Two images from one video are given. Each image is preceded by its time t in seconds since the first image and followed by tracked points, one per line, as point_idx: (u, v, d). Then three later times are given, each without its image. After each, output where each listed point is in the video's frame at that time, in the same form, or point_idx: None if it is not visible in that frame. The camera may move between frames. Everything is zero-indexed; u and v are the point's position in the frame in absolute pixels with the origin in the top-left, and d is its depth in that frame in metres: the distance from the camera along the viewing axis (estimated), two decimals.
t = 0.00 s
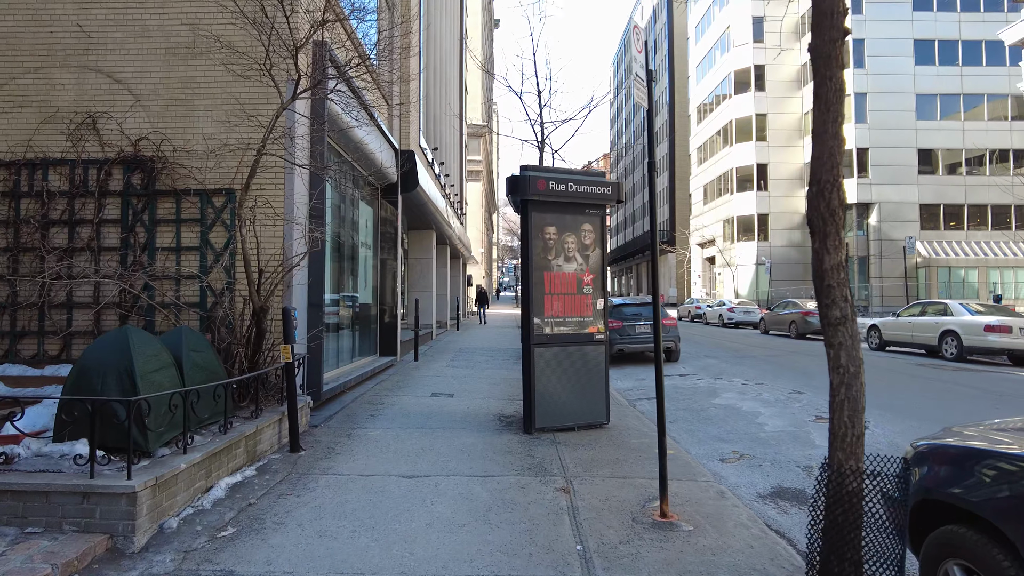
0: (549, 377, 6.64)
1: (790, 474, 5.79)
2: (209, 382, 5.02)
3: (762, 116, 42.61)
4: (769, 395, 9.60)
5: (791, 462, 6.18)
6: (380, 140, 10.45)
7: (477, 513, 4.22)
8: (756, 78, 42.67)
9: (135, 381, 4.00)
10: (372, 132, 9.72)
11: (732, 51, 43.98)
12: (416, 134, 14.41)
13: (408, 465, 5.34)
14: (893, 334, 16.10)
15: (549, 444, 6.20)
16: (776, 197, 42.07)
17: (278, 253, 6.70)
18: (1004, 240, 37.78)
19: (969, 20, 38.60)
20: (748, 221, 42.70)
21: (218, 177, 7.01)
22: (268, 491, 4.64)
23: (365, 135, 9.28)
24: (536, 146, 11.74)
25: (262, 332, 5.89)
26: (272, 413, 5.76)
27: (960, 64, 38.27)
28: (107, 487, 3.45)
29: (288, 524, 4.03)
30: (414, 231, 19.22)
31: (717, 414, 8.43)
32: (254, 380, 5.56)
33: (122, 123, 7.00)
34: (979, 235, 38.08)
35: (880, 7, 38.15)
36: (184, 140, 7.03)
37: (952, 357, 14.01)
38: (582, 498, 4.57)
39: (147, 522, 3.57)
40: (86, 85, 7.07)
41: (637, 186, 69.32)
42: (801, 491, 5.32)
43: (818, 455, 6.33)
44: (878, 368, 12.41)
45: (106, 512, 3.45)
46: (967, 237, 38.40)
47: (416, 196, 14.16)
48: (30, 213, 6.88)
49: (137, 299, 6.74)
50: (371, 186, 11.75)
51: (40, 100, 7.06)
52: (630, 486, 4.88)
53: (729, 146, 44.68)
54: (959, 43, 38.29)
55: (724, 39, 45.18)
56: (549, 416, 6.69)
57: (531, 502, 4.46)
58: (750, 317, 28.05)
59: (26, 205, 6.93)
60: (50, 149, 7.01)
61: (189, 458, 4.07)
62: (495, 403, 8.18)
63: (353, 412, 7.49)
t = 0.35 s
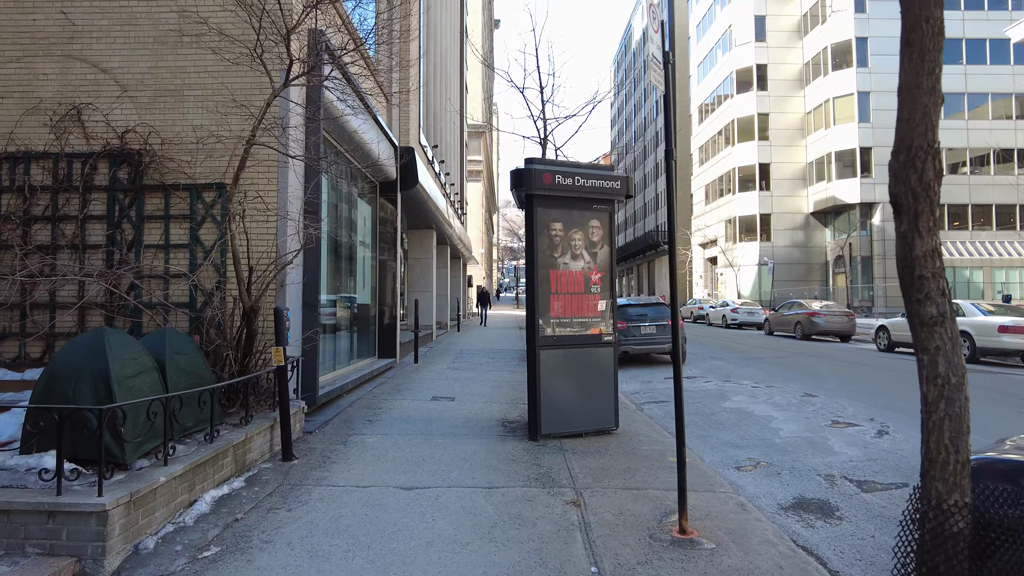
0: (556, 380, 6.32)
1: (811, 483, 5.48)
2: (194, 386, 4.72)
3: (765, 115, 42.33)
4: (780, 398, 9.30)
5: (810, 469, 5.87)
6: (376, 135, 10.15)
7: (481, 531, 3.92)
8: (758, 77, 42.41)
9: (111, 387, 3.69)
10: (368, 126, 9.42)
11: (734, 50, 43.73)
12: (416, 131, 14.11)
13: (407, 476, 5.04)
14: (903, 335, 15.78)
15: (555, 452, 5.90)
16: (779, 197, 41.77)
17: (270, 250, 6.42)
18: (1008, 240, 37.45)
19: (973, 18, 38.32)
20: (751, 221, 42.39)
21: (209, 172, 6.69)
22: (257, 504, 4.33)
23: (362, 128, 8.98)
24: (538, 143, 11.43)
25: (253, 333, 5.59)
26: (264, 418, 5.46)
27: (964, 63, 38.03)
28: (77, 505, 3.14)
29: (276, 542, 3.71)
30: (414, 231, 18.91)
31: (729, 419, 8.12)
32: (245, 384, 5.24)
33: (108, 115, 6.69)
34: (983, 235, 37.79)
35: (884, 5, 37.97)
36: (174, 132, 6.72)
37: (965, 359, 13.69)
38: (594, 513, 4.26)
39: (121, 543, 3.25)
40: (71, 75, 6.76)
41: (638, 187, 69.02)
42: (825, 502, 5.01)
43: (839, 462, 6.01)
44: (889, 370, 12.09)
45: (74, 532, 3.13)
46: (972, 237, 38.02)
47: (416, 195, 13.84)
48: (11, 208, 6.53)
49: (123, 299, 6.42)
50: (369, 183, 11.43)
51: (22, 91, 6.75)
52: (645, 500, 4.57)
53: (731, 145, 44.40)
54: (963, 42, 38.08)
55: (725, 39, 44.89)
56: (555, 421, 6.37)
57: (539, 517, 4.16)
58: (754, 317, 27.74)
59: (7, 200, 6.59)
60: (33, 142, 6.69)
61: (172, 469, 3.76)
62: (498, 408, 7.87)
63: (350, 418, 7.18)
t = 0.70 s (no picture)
0: (563, 388, 6.01)
1: (834, 496, 5.16)
2: (177, 396, 4.39)
3: (767, 115, 42.05)
4: (792, 403, 8.99)
5: (831, 481, 5.56)
6: (373, 130, 9.86)
7: (486, 554, 3.59)
8: (760, 77, 42.17)
9: (81, 398, 3.38)
10: (364, 121, 9.12)
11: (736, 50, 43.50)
12: (415, 129, 13.82)
13: (405, 490, 4.72)
14: (912, 337, 15.46)
15: (562, 463, 5.59)
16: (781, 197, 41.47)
17: (262, 250, 6.14)
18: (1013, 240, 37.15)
19: (977, 17, 38.05)
20: (753, 222, 42.09)
21: (198, 168, 6.39)
22: (243, 523, 4.02)
23: (357, 123, 8.71)
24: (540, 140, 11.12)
25: (242, 338, 5.28)
26: (255, 428, 5.17)
27: (968, 62, 37.82)
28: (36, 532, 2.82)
29: (262, 567, 3.40)
30: (413, 231, 18.61)
31: (740, 426, 7.80)
32: (233, 393, 4.94)
33: (91, 109, 6.38)
34: (988, 236, 37.44)
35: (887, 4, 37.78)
36: (161, 126, 6.42)
37: (977, 361, 13.37)
38: (607, 534, 3.95)
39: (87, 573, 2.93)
40: (53, 67, 6.45)
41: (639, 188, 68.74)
42: (851, 518, 4.66)
43: (861, 472, 5.68)
44: (901, 372, 11.78)
45: (34, 561, 2.82)
46: (976, 238, 37.67)
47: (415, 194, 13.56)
48: None
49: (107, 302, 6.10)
50: (367, 180, 11.13)
51: (2, 84, 6.44)
52: (660, 519, 4.25)
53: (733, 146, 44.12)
54: (967, 41, 37.87)
55: (727, 38, 44.67)
56: (562, 431, 6.06)
57: (549, 538, 3.84)
58: (758, 318, 27.42)
59: None
60: (13, 137, 6.37)
61: (148, 488, 3.45)
62: (501, 414, 7.55)
63: (345, 426, 6.86)
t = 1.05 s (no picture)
0: (571, 394, 5.68)
1: (863, 508, 4.83)
2: (158, 405, 4.07)
3: (770, 113, 41.73)
4: (807, 408, 8.67)
5: (856, 492, 5.24)
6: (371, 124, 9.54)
7: None
8: (763, 75, 41.86)
9: (51, 407, 3.08)
10: (362, 114, 8.80)
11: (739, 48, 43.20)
12: (415, 124, 13.50)
13: (405, 506, 4.40)
14: (923, 339, 15.14)
15: (571, 474, 5.27)
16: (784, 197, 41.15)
17: (254, 247, 5.82)
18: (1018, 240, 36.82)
19: (981, 15, 37.79)
20: (756, 221, 41.76)
21: (188, 162, 6.08)
22: (229, 542, 3.69)
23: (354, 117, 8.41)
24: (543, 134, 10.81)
25: (231, 342, 4.96)
26: (245, 437, 4.86)
27: (972, 61, 37.54)
28: None
29: None
30: (413, 230, 18.29)
31: (754, 432, 7.46)
32: (222, 400, 4.62)
33: (74, 99, 6.06)
34: (993, 236, 37.12)
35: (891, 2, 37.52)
36: (148, 118, 6.10)
37: (991, 363, 13.05)
38: (623, 556, 3.62)
39: None
40: (35, 55, 6.12)
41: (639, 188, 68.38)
42: (883, 534, 4.32)
43: (888, 483, 5.35)
44: (914, 375, 11.45)
45: None
46: (981, 238, 37.32)
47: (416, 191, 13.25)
48: None
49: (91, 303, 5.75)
50: (365, 177, 10.80)
51: None
52: (680, 538, 3.92)
53: (735, 145, 43.81)
54: (971, 39, 37.60)
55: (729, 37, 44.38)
56: (570, 439, 5.73)
57: (561, 562, 3.51)
58: (762, 319, 27.11)
59: None
60: None
61: (120, 509, 3.13)
62: (504, 420, 7.22)
63: (341, 433, 6.53)
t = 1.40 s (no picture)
0: (576, 398, 5.38)
1: (888, 520, 4.54)
2: (135, 412, 3.78)
3: (771, 113, 41.47)
4: (818, 411, 8.38)
5: (879, 502, 4.94)
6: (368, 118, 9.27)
7: None
8: (764, 74, 41.58)
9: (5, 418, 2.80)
10: (359, 107, 8.54)
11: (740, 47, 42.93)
12: (413, 121, 13.22)
13: (401, 520, 4.09)
14: (932, 339, 14.84)
15: (577, 484, 4.98)
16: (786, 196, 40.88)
17: (242, 243, 5.55)
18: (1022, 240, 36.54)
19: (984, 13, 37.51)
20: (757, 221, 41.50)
21: (174, 154, 5.79)
22: (208, 562, 3.39)
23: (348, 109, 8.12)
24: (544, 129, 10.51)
25: (216, 344, 4.68)
26: (232, 444, 4.57)
27: (976, 59, 37.26)
28: None
29: None
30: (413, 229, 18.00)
31: (766, 437, 7.16)
32: (206, 406, 4.34)
33: (54, 88, 5.75)
34: (996, 235, 36.79)
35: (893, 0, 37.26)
36: (132, 107, 5.81)
37: (1004, 364, 12.74)
38: None
39: None
40: (13, 42, 5.82)
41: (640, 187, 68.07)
42: (915, 551, 4.02)
43: (912, 492, 5.05)
44: (926, 377, 11.17)
45: None
46: (984, 237, 37.03)
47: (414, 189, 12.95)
48: None
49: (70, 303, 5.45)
50: (361, 174, 10.50)
51: None
52: (698, 556, 3.62)
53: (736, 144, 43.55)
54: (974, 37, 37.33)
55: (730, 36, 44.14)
56: (576, 445, 5.42)
57: None
58: (764, 319, 26.83)
59: None
60: None
61: (84, 530, 2.84)
62: (507, 425, 6.92)
63: (335, 440, 6.22)
